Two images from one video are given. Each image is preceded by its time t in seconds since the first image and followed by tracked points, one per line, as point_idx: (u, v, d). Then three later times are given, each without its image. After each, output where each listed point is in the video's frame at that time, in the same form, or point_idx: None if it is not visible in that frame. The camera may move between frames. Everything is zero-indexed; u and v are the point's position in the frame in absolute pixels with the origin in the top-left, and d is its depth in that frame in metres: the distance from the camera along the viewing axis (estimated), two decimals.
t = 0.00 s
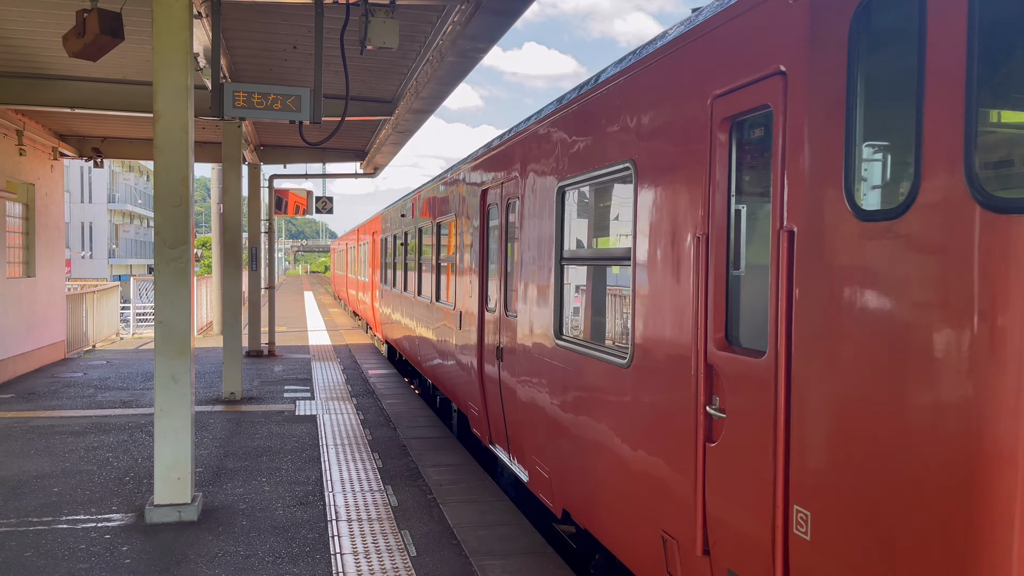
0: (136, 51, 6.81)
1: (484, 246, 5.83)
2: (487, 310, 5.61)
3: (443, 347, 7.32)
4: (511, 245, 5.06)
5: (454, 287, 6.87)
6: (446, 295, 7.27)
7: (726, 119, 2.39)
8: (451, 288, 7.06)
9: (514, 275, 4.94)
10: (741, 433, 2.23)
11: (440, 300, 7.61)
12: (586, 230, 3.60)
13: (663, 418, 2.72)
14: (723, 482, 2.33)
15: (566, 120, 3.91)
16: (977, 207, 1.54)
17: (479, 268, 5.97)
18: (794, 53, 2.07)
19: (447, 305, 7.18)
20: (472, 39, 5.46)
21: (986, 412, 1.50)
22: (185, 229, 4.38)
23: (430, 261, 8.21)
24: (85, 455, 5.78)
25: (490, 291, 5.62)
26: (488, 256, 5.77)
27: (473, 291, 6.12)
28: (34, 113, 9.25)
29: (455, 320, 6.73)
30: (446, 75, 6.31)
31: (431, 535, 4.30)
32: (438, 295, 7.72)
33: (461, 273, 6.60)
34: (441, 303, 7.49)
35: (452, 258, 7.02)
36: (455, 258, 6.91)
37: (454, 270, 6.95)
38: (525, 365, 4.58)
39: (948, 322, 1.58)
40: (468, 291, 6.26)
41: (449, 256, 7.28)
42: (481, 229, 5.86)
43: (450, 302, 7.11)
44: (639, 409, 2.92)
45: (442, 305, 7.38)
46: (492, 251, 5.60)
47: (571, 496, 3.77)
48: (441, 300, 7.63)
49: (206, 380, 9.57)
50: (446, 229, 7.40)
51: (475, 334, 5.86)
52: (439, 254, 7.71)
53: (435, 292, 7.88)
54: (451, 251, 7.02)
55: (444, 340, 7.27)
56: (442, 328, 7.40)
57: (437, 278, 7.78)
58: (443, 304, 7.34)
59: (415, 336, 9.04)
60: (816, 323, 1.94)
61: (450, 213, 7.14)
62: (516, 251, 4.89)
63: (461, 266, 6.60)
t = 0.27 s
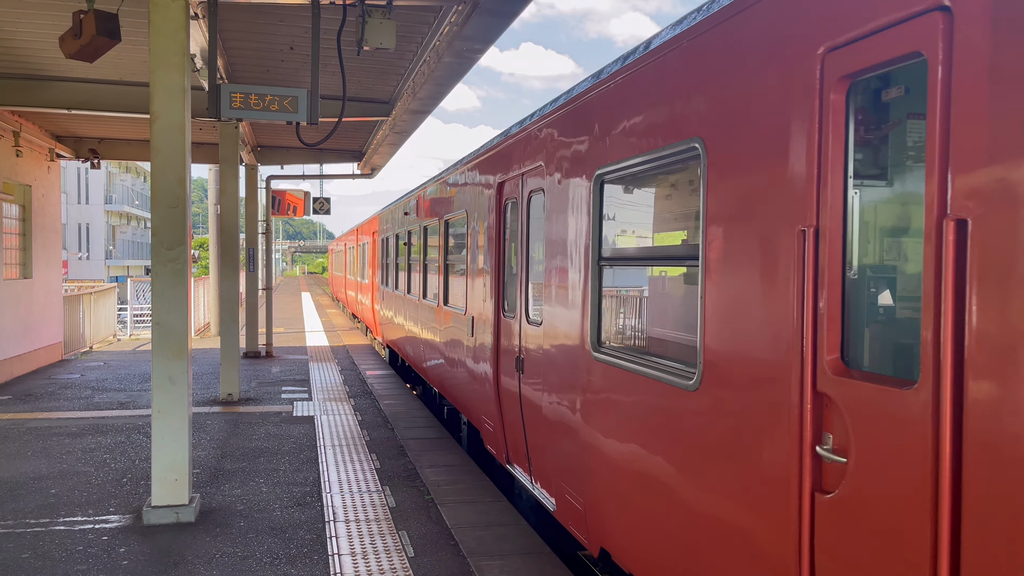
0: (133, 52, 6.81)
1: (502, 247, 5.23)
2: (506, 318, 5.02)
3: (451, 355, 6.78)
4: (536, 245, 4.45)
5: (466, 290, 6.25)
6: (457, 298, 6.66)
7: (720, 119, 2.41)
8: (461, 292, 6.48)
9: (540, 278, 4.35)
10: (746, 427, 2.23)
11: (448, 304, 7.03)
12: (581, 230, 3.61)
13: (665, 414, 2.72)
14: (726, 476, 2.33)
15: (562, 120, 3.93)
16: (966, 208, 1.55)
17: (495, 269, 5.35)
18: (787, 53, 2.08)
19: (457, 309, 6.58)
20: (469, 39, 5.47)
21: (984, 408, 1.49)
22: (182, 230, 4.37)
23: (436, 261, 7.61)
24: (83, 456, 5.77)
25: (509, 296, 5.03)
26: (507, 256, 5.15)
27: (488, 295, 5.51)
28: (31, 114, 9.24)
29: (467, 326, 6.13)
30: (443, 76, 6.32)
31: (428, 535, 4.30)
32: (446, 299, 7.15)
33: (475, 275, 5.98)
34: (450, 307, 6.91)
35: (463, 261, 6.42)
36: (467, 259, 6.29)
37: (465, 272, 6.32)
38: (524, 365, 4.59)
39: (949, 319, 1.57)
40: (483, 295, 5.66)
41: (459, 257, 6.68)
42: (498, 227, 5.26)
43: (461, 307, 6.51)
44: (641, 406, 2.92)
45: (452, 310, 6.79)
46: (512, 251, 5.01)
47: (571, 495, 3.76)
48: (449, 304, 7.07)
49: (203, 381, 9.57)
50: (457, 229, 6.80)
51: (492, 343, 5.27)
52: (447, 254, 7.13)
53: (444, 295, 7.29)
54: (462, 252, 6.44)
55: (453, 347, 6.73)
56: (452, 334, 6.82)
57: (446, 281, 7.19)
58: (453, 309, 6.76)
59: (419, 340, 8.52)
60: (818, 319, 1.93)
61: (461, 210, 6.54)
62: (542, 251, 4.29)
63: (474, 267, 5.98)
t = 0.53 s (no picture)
0: (129, 53, 6.80)
1: (519, 247, 4.67)
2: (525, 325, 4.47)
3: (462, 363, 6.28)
4: (562, 243, 3.89)
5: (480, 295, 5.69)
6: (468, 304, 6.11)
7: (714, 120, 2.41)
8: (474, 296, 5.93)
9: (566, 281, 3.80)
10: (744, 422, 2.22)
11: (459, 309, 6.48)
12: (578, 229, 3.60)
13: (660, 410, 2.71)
14: (722, 472, 2.32)
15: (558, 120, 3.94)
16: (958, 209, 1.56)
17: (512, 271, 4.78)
18: (781, 54, 2.09)
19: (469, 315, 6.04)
20: (465, 41, 5.48)
21: (980, 402, 1.49)
22: (178, 231, 4.37)
23: (446, 262, 7.08)
24: (80, 458, 5.76)
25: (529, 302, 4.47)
26: (525, 256, 4.58)
27: (503, 300, 4.94)
28: (27, 115, 9.23)
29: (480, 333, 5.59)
30: (440, 77, 6.33)
31: (426, 536, 4.31)
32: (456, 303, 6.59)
33: (489, 279, 5.41)
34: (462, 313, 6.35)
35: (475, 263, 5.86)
36: (479, 262, 5.74)
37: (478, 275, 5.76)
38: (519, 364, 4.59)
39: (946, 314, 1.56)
40: (498, 300, 5.11)
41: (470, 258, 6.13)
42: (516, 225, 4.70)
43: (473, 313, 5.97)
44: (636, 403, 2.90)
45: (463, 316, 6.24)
46: (531, 252, 4.46)
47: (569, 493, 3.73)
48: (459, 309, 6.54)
49: (201, 383, 9.56)
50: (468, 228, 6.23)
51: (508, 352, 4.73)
52: (457, 255, 6.59)
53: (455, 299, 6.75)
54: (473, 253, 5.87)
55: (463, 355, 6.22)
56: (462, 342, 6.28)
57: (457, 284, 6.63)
58: (465, 314, 6.22)
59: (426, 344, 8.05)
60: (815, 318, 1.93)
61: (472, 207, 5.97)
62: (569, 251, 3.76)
63: (488, 269, 5.42)
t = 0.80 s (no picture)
0: (125, 54, 6.79)
1: (542, 245, 4.19)
2: (550, 331, 4.00)
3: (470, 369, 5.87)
4: (597, 239, 3.42)
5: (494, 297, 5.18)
6: (481, 307, 5.60)
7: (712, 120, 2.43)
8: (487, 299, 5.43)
9: (604, 281, 3.32)
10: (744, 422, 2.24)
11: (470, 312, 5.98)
12: (579, 230, 3.62)
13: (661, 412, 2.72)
14: (724, 472, 2.33)
15: (556, 121, 3.95)
16: (956, 208, 1.57)
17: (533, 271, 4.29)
18: (779, 54, 2.10)
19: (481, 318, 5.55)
20: (462, 41, 5.48)
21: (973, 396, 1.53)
22: (175, 233, 4.37)
23: (455, 262, 6.56)
24: (77, 460, 5.75)
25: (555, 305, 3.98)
26: (550, 254, 4.08)
27: (524, 303, 4.45)
28: (23, 117, 9.21)
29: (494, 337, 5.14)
30: (436, 77, 6.33)
31: (424, 537, 4.31)
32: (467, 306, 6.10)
33: (505, 279, 4.93)
34: (473, 316, 5.85)
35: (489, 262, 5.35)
36: (494, 261, 5.21)
37: (493, 275, 5.24)
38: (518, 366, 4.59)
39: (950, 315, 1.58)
40: (515, 302, 4.65)
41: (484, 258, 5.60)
42: (537, 220, 4.22)
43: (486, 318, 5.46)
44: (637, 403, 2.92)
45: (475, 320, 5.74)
46: (557, 249, 3.96)
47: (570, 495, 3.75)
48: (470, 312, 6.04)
49: (198, 384, 9.55)
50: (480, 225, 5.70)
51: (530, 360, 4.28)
52: (468, 255, 6.07)
53: (463, 301, 6.24)
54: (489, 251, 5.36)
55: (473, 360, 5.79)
56: (473, 347, 5.81)
57: (468, 286, 6.13)
58: (477, 318, 5.73)
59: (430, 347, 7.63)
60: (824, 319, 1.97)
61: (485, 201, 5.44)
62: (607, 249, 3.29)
63: (504, 267, 4.93)
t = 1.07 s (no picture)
0: (121, 55, 6.78)
1: (569, 244, 3.72)
2: (579, 340, 3.55)
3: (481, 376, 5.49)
4: (639, 236, 2.96)
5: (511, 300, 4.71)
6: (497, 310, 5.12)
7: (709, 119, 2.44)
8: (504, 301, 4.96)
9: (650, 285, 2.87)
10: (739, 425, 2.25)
11: (483, 316, 5.52)
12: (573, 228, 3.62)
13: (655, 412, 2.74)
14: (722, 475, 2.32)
15: (553, 121, 3.96)
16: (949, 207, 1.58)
17: (557, 274, 3.82)
18: (773, 54, 2.10)
19: (496, 324, 5.08)
20: (458, 41, 5.48)
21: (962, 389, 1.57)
22: (171, 234, 4.37)
23: (465, 262, 6.14)
24: (74, 462, 5.74)
25: (585, 312, 3.53)
26: (578, 255, 3.61)
27: (547, 308, 3.98)
28: (19, 118, 9.19)
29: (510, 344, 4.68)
30: (433, 78, 6.33)
31: (422, 537, 4.31)
32: (480, 310, 5.63)
33: (523, 281, 4.45)
34: (487, 320, 5.38)
35: (505, 262, 4.88)
36: (510, 261, 4.75)
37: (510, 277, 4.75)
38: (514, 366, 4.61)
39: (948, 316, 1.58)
40: (535, 306, 4.19)
41: (496, 257, 5.15)
42: (563, 216, 3.73)
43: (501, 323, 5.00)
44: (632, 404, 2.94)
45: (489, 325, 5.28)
46: (586, 247, 3.52)
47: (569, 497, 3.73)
48: (483, 316, 5.58)
49: (195, 385, 9.54)
50: (494, 222, 5.22)
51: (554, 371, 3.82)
52: (479, 254, 5.61)
53: (475, 304, 5.78)
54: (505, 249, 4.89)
55: (484, 368, 5.39)
56: (484, 354, 5.38)
57: (480, 290, 5.66)
58: (490, 323, 5.26)
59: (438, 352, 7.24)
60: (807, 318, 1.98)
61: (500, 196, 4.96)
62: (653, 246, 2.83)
63: (521, 267, 4.46)
